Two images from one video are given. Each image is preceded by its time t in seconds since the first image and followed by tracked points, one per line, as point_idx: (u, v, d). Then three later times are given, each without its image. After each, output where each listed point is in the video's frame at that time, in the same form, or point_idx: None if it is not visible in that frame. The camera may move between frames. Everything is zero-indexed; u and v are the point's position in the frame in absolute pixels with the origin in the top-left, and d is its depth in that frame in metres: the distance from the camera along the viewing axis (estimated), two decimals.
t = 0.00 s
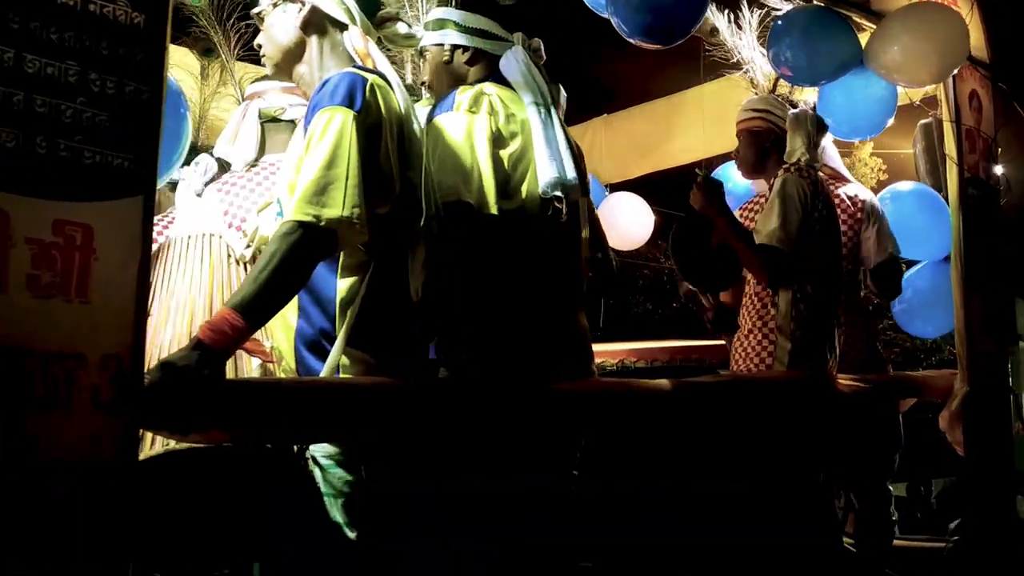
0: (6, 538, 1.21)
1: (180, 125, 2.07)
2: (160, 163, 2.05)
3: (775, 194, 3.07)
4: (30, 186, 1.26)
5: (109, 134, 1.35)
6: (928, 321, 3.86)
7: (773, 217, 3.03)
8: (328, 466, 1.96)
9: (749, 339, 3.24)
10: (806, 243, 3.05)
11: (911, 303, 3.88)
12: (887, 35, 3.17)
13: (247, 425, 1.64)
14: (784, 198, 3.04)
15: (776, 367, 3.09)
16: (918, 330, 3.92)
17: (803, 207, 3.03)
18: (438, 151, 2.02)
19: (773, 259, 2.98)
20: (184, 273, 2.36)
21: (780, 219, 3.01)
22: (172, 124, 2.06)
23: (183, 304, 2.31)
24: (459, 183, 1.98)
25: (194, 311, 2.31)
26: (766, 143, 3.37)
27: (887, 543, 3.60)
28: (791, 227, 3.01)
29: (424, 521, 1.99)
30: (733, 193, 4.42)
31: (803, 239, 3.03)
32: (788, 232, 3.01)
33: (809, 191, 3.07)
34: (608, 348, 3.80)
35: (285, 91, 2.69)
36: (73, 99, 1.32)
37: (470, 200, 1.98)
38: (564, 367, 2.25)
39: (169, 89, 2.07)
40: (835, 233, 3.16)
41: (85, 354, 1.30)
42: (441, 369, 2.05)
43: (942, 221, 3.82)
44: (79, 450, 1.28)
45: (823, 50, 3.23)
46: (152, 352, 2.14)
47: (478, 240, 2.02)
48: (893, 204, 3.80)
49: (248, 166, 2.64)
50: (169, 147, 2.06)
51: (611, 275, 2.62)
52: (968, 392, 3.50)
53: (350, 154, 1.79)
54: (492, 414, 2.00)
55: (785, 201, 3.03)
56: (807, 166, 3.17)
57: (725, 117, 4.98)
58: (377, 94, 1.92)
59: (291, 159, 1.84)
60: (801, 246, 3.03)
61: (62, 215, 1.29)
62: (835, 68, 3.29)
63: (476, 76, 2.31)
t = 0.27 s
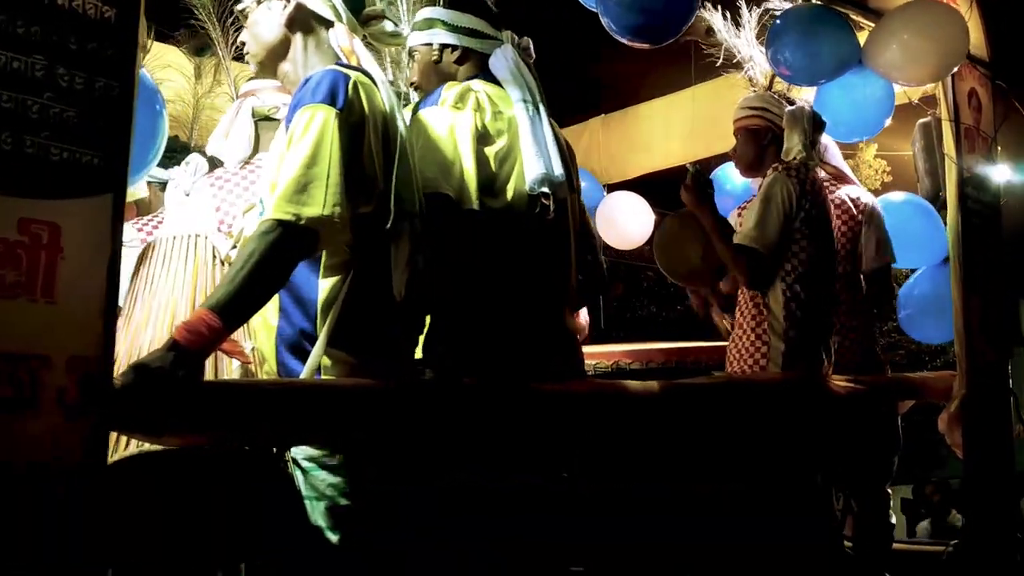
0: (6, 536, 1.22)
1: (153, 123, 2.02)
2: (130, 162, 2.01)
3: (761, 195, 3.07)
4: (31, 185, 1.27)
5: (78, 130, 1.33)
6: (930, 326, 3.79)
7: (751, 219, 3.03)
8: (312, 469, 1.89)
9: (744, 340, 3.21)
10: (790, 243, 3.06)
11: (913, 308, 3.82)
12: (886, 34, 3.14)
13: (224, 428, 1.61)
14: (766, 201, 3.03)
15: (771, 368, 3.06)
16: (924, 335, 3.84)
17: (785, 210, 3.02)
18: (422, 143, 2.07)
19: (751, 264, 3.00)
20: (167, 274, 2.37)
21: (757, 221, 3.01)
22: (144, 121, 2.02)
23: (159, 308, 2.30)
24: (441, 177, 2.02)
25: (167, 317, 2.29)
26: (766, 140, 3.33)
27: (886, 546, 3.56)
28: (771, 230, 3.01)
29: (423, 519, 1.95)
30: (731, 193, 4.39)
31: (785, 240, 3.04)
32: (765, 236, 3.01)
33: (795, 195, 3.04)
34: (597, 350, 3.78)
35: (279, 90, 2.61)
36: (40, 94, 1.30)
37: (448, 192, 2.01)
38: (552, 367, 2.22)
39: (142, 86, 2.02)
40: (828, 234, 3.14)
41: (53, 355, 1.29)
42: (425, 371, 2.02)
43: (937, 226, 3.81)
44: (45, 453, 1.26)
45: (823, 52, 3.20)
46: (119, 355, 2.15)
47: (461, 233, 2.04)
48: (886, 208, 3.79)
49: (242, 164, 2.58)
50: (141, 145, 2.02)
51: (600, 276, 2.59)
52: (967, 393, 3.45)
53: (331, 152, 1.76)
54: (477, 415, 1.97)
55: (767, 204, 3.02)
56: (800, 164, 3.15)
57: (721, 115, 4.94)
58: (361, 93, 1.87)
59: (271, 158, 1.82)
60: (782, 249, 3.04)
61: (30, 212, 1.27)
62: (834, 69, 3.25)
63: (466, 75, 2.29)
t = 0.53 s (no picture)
0: (4, 538, 1.23)
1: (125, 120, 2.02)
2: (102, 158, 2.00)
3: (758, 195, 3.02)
4: (28, 186, 1.29)
5: (45, 126, 1.31)
6: (925, 325, 3.75)
7: (759, 216, 2.99)
8: (292, 473, 1.84)
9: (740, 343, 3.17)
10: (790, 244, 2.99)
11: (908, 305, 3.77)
12: (885, 32, 3.09)
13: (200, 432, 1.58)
14: (770, 198, 3.00)
15: (767, 371, 3.02)
16: (914, 334, 3.81)
17: (789, 204, 2.99)
18: (409, 144, 2.04)
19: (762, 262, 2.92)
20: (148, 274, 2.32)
21: (765, 217, 2.97)
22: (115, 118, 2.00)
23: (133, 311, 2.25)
24: (429, 178, 2.00)
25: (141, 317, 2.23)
26: (759, 140, 3.30)
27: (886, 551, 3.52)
28: (773, 228, 2.97)
29: (407, 522, 1.95)
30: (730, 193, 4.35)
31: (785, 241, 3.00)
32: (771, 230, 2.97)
33: (795, 187, 3.02)
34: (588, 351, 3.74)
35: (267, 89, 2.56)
36: (8, 91, 1.29)
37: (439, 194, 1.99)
38: (543, 373, 2.19)
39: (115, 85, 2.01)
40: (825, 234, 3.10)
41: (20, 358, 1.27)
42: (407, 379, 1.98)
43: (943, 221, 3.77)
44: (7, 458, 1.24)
45: (824, 52, 3.16)
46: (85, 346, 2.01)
47: (444, 235, 2.02)
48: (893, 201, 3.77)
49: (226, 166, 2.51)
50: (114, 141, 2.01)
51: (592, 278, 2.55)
52: (968, 393, 3.33)
53: (311, 151, 1.74)
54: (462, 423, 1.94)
55: (771, 200, 2.98)
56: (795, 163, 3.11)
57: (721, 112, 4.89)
58: (340, 88, 1.86)
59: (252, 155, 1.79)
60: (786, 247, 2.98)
61: None
62: (835, 69, 3.21)
63: (455, 74, 2.26)
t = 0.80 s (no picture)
0: None
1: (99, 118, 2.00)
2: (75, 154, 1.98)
3: (756, 198, 2.99)
4: (11, 185, 1.35)
5: (14, 124, 1.37)
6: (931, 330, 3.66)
7: (751, 221, 2.95)
8: (276, 478, 1.86)
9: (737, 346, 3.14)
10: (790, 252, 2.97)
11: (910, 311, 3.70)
12: (884, 29, 3.06)
13: (179, 435, 1.57)
14: (764, 206, 2.95)
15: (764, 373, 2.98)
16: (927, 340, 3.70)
17: (784, 209, 2.94)
18: (393, 141, 2.02)
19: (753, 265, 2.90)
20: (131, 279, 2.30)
21: (758, 222, 2.94)
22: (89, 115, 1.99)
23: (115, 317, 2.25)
24: (409, 174, 1.96)
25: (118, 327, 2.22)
26: (758, 142, 3.28)
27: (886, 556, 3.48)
28: (770, 233, 2.93)
29: (396, 524, 1.90)
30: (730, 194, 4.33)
31: (785, 242, 2.95)
32: (766, 237, 2.93)
33: (793, 195, 2.96)
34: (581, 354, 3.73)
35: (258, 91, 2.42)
36: None
37: (416, 183, 1.95)
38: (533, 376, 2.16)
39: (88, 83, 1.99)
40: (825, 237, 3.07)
41: None
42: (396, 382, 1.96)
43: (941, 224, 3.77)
44: None
45: (823, 52, 3.13)
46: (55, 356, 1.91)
47: (422, 235, 2.01)
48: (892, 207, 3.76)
49: (220, 168, 2.39)
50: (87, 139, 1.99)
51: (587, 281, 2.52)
52: (968, 395, 3.23)
53: (299, 153, 1.70)
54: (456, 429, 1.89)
55: (767, 208, 2.94)
56: (796, 168, 3.06)
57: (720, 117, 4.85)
58: (331, 90, 1.82)
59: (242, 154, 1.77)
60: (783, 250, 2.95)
61: None
62: (837, 69, 3.16)
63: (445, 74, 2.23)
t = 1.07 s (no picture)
0: None
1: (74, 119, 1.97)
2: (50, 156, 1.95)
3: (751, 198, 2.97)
4: None
5: None
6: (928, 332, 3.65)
7: (751, 219, 2.91)
8: (260, 484, 1.80)
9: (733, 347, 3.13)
10: (787, 242, 2.94)
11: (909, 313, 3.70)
12: (882, 25, 3.04)
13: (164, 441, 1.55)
14: (763, 201, 2.93)
15: (761, 376, 2.96)
16: (920, 341, 3.72)
17: (782, 205, 2.93)
18: (383, 145, 2.00)
19: (754, 266, 2.89)
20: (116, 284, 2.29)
21: (756, 221, 2.90)
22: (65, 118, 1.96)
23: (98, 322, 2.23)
24: (403, 185, 1.96)
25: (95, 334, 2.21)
26: (760, 139, 3.27)
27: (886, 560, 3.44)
28: (768, 229, 2.90)
29: (390, 523, 1.88)
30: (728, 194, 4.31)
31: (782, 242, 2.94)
32: (764, 234, 2.89)
33: (790, 192, 2.95)
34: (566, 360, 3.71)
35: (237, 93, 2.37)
36: None
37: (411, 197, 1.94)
38: (529, 379, 2.14)
39: (63, 86, 1.97)
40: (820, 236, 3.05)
41: None
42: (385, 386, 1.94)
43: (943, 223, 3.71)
44: None
45: (821, 49, 3.11)
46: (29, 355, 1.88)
47: (419, 244, 2.00)
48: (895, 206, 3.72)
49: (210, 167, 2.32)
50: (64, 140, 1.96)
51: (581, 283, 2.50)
52: (969, 398, 3.17)
53: (275, 152, 1.70)
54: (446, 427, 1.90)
55: (765, 205, 2.92)
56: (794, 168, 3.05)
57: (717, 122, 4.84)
58: (308, 89, 1.83)
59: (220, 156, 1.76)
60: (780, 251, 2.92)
61: None
62: (839, 67, 3.14)
63: (433, 72, 2.22)
